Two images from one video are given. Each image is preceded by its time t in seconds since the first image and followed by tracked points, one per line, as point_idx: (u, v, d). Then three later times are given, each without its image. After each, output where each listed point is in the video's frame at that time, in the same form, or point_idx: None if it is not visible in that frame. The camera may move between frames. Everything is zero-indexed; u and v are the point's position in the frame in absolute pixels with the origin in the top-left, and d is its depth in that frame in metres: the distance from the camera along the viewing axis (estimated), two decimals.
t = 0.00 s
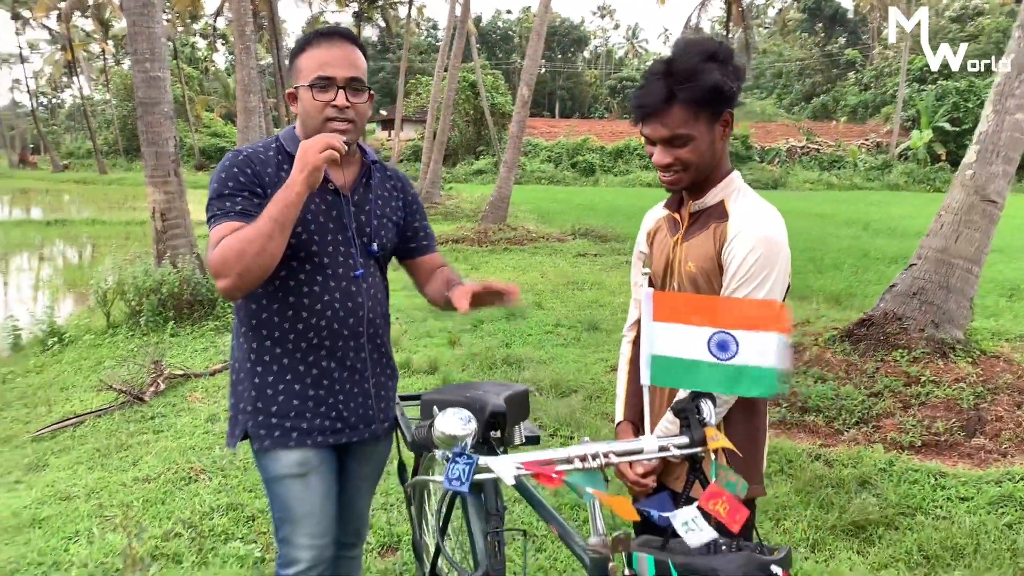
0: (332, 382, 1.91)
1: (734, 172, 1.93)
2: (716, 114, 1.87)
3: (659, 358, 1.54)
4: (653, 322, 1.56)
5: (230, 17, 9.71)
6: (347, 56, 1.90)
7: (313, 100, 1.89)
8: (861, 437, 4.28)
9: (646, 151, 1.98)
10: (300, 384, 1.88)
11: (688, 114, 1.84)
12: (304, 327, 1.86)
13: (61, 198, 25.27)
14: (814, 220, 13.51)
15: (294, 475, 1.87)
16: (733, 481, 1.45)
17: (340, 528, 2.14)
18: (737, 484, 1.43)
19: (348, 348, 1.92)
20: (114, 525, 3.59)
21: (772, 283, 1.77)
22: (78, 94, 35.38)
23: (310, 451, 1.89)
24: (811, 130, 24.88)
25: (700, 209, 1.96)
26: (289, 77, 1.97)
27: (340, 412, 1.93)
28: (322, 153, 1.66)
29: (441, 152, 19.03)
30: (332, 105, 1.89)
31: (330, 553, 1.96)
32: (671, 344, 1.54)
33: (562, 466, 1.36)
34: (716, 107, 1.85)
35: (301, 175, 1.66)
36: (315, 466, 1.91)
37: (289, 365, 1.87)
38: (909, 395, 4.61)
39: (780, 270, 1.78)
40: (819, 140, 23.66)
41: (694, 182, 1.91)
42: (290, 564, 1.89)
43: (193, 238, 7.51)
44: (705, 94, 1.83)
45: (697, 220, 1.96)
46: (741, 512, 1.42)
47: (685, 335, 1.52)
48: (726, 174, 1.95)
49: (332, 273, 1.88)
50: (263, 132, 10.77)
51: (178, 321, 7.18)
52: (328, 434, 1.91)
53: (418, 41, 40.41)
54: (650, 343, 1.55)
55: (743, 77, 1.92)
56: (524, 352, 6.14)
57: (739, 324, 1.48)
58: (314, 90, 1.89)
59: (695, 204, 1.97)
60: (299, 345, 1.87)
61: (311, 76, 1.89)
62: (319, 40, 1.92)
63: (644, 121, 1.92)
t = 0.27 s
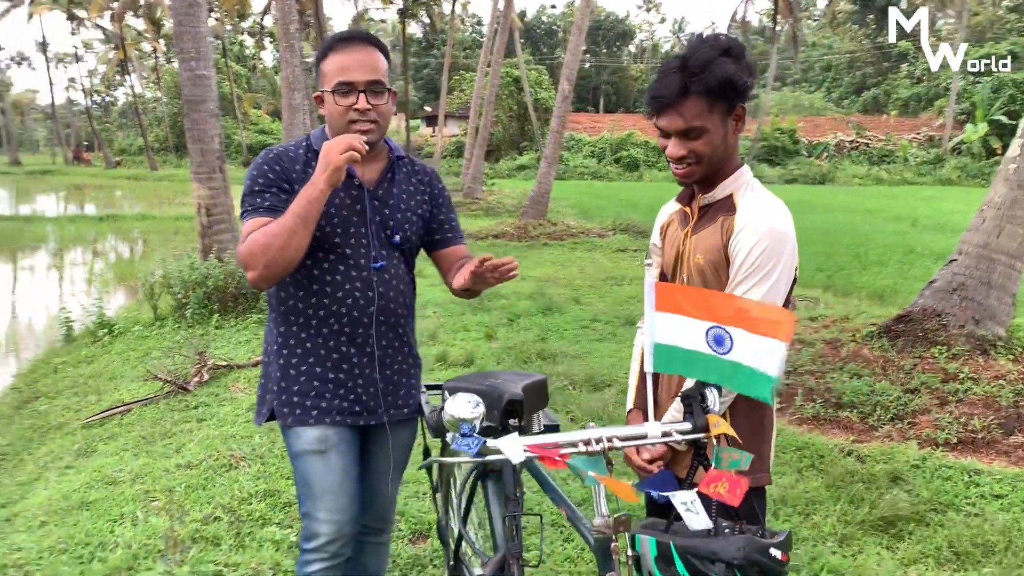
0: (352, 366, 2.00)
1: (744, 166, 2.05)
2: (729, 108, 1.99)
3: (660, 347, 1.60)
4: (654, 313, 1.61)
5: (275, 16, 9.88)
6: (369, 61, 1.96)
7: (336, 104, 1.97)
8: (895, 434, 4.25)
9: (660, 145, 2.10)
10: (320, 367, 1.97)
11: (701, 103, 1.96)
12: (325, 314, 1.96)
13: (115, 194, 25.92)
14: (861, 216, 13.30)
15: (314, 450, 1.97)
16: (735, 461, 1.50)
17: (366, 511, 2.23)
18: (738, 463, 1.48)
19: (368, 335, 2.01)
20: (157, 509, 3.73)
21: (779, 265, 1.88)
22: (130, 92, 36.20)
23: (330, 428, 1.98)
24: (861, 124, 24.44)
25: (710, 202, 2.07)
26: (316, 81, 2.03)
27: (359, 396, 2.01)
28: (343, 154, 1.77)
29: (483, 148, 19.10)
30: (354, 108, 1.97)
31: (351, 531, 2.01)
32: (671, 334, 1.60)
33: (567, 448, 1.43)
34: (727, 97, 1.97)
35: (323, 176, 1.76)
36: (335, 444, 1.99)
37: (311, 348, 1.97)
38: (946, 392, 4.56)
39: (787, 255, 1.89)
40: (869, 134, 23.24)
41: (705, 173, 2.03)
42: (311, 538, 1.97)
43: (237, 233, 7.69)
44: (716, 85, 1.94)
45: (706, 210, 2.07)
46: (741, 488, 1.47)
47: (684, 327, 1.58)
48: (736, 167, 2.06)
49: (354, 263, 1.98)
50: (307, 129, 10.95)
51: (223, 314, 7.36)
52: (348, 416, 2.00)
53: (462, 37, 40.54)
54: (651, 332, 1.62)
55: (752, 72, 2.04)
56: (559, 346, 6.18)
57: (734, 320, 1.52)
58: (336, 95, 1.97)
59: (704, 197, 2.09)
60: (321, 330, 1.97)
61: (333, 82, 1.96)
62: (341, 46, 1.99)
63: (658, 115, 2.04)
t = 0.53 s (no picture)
0: (373, 351, 2.10)
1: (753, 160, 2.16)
2: (742, 104, 2.10)
3: (663, 337, 1.60)
4: (659, 304, 1.62)
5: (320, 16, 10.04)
6: (396, 65, 2.03)
7: (366, 106, 2.05)
8: (930, 433, 4.21)
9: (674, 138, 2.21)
10: (343, 350, 2.08)
11: (717, 98, 2.07)
12: (347, 301, 2.07)
13: (167, 192, 26.52)
14: (910, 214, 13.06)
15: (337, 422, 2.02)
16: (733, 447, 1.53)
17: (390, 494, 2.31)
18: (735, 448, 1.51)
19: (389, 324, 2.11)
20: (198, 494, 3.86)
21: (787, 255, 1.98)
22: (182, 93, 36.98)
23: (353, 402, 2.05)
24: (913, 121, 23.94)
25: (720, 195, 2.19)
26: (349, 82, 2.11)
27: (378, 378, 2.10)
28: (367, 156, 1.85)
29: (526, 146, 19.15)
30: (383, 111, 2.05)
31: (375, 506, 2.01)
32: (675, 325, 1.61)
33: (571, 433, 1.49)
34: (739, 94, 2.08)
35: (347, 176, 1.83)
36: (357, 417, 2.05)
37: (333, 333, 2.08)
38: (984, 391, 4.50)
39: (795, 245, 1.99)
40: (921, 131, 22.76)
41: (718, 167, 2.14)
42: (337, 510, 1.97)
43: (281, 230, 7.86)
44: (730, 81, 2.05)
45: (717, 203, 2.18)
46: (744, 471, 1.50)
47: (687, 318, 1.59)
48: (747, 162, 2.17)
49: (375, 256, 2.08)
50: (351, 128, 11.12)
51: (266, 309, 7.54)
52: (369, 395, 2.08)
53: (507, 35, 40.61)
54: (656, 323, 1.63)
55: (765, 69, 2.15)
56: (595, 343, 6.22)
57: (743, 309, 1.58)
58: (366, 97, 2.04)
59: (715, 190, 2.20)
60: (343, 316, 2.07)
61: (364, 84, 2.04)
62: (372, 49, 2.05)
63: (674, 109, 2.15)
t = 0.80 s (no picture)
0: (381, 342, 2.18)
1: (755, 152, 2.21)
2: (747, 96, 2.15)
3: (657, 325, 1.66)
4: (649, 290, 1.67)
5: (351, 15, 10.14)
6: (413, 62, 2.09)
7: (382, 103, 2.11)
8: (951, 431, 4.20)
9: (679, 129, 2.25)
10: (352, 339, 2.17)
11: (723, 92, 2.11)
12: (357, 293, 2.16)
13: (203, 191, 26.94)
14: (945, 212, 12.88)
15: (345, 408, 2.12)
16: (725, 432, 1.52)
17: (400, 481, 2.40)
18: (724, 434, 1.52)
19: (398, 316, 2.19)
20: (224, 482, 3.97)
21: (789, 247, 2.04)
22: (218, 92, 37.48)
23: (360, 389, 2.14)
24: (950, 118, 23.56)
25: (723, 185, 2.23)
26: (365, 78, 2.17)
27: (387, 367, 2.19)
28: (375, 154, 1.91)
29: (556, 144, 19.17)
30: (398, 108, 2.11)
31: (380, 489, 2.10)
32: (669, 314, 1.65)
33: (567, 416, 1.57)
34: (745, 87, 2.12)
35: (357, 174, 1.91)
36: (365, 403, 2.14)
37: (344, 323, 2.18)
38: (1008, 389, 4.46)
39: (797, 235, 2.05)
40: (958, 128, 22.40)
41: (721, 159, 2.19)
42: (342, 491, 2.06)
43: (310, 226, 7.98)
44: (738, 75, 2.09)
45: (720, 194, 2.24)
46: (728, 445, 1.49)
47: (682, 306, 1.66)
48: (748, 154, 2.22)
49: (384, 250, 2.17)
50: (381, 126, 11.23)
51: (295, 304, 7.67)
52: (376, 383, 2.17)
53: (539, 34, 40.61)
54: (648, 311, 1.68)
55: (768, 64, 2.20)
56: (618, 339, 6.25)
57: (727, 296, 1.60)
58: (382, 94, 2.10)
59: (719, 181, 2.25)
60: (353, 307, 2.17)
61: (380, 81, 2.09)
62: (389, 47, 2.10)
63: (679, 103, 2.20)
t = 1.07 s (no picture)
0: (381, 342, 2.23)
1: (755, 153, 2.24)
2: (749, 96, 2.17)
3: (650, 318, 1.70)
4: (643, 285, 1.72)
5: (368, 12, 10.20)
6: (414, 62, 2.13)
7: (383, 101, 2.15)
8: (960, 428, 4.20)
9: (680, 127, 2.27)
10: (353, 342, 2.23)
11: (725, 92, 2.13)
12: (358, 294, 2.21)
13: (222, 186, 27.18)
14: (964, 209, 12.78)
15: (342, 419, 2.22)
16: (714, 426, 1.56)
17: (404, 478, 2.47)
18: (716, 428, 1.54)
19: (398, 315, 2.23)
20: (237, 473, 4.04)
21: (791, 244, 2.07)
22: (238, 88, 37.74)
23: (357, 400, 2.22)
24: (972, 113, 23.33)
25: (723, 184, 2.25)
26: (365, 78, 2.22)
27: (386, 370, 2.23)
28: (374, 152, 1.95)
29: (573, 140, 19.18)
30: (399, 107, 2.15)
31: (374, 496, 2.24)
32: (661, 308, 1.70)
33: (560, 408, 1.62)
34: (748, 87, 2.14)
35: (356, 172, 1.95)
36: (361, 414, 2.23)
37: (345, 325, 2.23)
38: (1019, 386, 4.44)
39: (799, 235, 2.08)
40: (980, 124, 22.18)
41: (721, 157, 2.21)
42: (336, 497, 2.21)
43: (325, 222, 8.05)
44: (741, 76, 2.11)
45: (720, 191, 2.26)
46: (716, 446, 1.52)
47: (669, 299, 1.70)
48: (749, 154, 2.25)
49: (385, 248, 2.20)
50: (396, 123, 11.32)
51: (310, 299, 7.76)
52: (376, 389, 2.23)
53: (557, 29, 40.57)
54: (641, 304, 1.72)
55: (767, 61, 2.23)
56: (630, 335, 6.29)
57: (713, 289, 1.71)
58: (382, 93, 2.14)
59: (718, 178, 2.27)
60: (355, 308, 2.22)
61: (381, 80, 2.13)
62: (389, 47, 2.14)
63: (681, 101, 2.21)
